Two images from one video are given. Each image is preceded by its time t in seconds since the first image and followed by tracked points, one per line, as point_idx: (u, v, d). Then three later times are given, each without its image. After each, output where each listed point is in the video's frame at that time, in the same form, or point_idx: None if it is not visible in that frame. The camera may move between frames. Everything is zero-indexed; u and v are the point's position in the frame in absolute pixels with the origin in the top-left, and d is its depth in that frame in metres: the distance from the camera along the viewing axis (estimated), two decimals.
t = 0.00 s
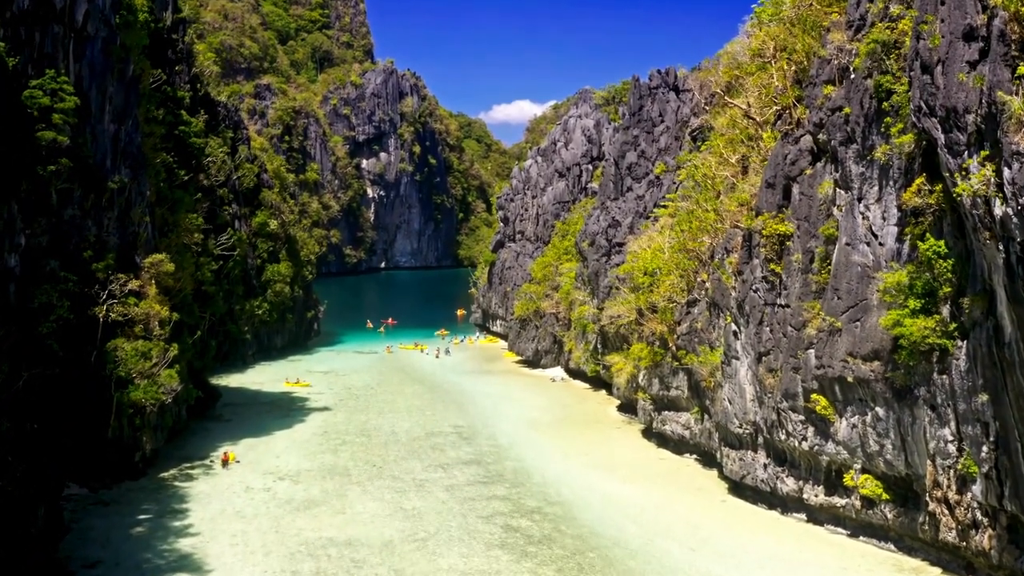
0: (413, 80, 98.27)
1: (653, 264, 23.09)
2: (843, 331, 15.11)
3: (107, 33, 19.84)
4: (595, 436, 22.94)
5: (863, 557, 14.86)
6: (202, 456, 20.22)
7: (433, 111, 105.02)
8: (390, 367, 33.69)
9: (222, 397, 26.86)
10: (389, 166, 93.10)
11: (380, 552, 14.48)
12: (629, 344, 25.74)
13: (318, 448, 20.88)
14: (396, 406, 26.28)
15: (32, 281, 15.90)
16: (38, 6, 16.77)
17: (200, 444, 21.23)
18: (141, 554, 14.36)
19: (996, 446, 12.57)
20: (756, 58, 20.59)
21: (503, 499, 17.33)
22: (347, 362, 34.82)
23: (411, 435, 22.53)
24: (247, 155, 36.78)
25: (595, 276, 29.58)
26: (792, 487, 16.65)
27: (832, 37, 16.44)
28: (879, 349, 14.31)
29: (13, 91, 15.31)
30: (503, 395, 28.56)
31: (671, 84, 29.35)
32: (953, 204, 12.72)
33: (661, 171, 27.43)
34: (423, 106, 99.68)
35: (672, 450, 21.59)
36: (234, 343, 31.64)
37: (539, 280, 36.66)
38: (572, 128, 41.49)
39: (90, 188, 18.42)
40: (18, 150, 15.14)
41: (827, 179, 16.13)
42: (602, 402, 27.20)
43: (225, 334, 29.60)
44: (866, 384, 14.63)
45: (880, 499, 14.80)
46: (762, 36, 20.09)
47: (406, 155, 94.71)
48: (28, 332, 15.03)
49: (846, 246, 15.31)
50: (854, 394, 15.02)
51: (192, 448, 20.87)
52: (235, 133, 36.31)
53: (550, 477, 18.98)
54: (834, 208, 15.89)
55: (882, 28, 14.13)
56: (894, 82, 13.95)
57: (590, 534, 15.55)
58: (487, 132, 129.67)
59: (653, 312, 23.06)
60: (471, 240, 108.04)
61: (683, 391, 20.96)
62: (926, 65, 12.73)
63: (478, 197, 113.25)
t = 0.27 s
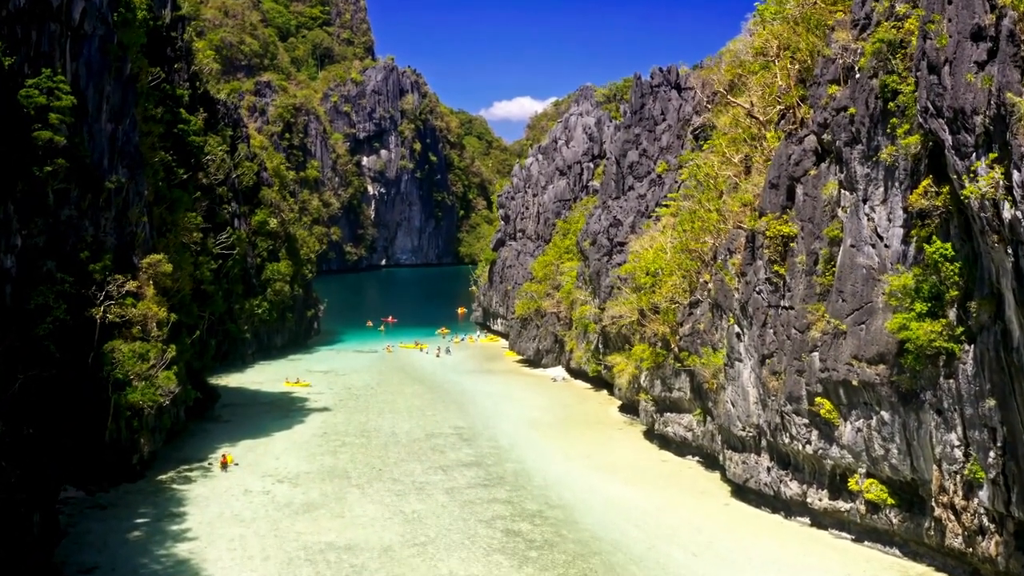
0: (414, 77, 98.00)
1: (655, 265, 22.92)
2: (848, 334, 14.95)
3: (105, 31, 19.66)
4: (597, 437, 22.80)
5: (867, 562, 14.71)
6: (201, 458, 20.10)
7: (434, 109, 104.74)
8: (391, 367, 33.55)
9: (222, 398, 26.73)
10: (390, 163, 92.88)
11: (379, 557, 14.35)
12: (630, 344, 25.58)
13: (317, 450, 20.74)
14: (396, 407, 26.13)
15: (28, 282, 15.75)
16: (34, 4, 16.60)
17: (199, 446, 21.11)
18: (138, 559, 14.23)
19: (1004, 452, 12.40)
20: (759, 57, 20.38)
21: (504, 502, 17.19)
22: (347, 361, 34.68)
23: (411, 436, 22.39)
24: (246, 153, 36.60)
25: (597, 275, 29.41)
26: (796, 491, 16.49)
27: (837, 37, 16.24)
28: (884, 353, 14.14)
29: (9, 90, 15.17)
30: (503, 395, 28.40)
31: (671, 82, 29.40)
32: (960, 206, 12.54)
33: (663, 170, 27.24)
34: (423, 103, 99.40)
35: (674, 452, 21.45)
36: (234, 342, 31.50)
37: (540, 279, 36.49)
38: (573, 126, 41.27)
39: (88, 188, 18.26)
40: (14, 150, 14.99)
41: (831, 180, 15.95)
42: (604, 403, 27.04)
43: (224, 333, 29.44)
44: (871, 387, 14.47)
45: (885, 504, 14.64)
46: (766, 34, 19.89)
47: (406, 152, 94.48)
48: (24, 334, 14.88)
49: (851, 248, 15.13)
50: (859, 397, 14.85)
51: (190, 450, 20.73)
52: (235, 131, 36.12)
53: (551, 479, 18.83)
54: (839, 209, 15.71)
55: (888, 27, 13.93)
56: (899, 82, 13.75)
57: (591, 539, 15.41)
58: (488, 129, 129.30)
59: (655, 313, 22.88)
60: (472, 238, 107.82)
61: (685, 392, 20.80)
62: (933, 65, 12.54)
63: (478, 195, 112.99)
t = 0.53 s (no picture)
0: (415, 73, 97.69)
1: (657, 265, 22.73)
2: (853, 337, 14.76)
3: (102, 30, 19.44)
4: (598, 438, 22.64)
5: (872, 568, 14.56)
6: (200, 460, 19.97)
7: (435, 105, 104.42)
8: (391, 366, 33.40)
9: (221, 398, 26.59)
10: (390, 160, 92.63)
11: (379, 563, 14.20)
12: (632, 345, 25.42)
13: (316, 452, 20.59)
14: (396, 407, 25.97)
15: (24, 284, 15.58)
16: (31, 3, 16.40)
17: (197, 448, 20.99)
18: (135, 565, 14.10)
19: (1011, 458, 12.23)
20: (764, 56, 20.15)
21: (505, 506, 17.04)
22: (348, 361, 34.54)
23: (411, 437, 22.24)
24: (246, 151, 36.39)
25: (598, 275, 29.22)
26: (800, 495, 16.34)
27: (842, 36, 16.01)
28: (890, 357, 13.96)
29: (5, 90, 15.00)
30: (504, 395, 28.25)
31: (673, 80, 29.19)
32: (968, 209, 12.36)
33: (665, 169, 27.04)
34: (424, 99, 99.09)
35: (677, 454, 21.30)
36: (234, 342, 31.36)
37: (541, 278, 36.32)
38: (574, 124, 41.01)
39: (85, 188, 18.09)
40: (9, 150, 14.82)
41: (836, 181, 15.75)
42: (605, 403, 26.88)
43: (224, 332, 29.28)
44: (877, 392, 14.29)
45: (890, 509, 14.48)
46: (770, 33, 19.65)
47: (407, 149, 94.21)
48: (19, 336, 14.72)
49: (856, 250, 14.94)
50: (864, 401, 14.68)
51: (188, 452, 20.61)
52: (234, 129, 35.91)
53: (552, 482, 18.69)
54: (844, 210, 15.52)
55: (894, 27, 13.71)
56: (906, 82, 13.54)
57: (593, 544, 15.26)
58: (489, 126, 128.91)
59: (657, 314, 22.70)
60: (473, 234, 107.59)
61: (688, 394, 20.63)
62: (940, 66, 12.34)
63: (479, 192, 112.72)
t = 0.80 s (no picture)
0: (415, 71, 97.45)
1: (658, 266, 22.58)
2: (857, 341, 14.62)
3: (99, 29, 19.29)
4: (599, 440, 22.52)
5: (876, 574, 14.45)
6: (198, 462, 19.88)
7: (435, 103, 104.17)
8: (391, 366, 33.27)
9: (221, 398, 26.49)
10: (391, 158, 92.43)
11: (378, 568, 14.08)
12: (634, 345, 25.29)
13: (316, 454, 20.47)
14: (396, 408, 25.84)
15: (22, 286, 15.42)
16: (28, 2, 16.24)
17: (196, 450, 20.88)
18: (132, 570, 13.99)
19: (1018, 465, 12.08)
20: (767, 56, 19.97)
21: (506, 510, 16.92)
22: (348, 360, 34.42)
23: (411, 439, 22.11)
24: (245, 150, 36.22)
25: (600, 275, 29.08)
26: (803, 499, 16.21)
27: (846, 36, 15.83)
28: (894, 361, 13.82)
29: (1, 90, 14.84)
30: (505, 396, 28.12)
31: (675, 79, 28.91)
32: (974, 212, 12.20)
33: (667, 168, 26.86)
34: (425, 97, 98.86)
35: (678, 456, 21.19)
36: (234, 341, 31.25)
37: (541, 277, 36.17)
38: (575, 122, 40.80)
39: (82, 189, 17.94)
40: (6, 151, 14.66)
41: (841, 183, 15.59)
42: (606, 404, 26.76)
43: (224, 332, 29.15)
44: (881, 396, 14.15)
45: (894, 514, 14.34)
46: (773, 32, 19.46)
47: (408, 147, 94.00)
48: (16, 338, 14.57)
49: (860, 253, 14.79)
50: (868, 406, 14.54)
51: (187, 454, 20.49)
52: (234, 127, 35.74)
53: (553, 485, 18.57)
54: (848, 212, 15.36)
55: (899, 28, 13.54)
56: (911, 84, 13.36)
57: (594, 549, 15.15)
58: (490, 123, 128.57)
59: (659, 315, 22.55)
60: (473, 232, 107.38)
61: (690, 396, 20.50)
62: (947, 68, 12.17)
63: (480, 189, 112.48)
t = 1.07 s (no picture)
0: (415, 68, 97.15)
1: (660, 268, 22.42)
2: (862, 346, 14.46)
3: (96, 29, 19.10)
4: (600, 442, 22.38)
5: None
6: (196, 465, 19.75)
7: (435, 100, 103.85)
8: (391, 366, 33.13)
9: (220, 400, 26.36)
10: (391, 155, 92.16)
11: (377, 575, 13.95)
12: (635, 347, 25.15)
13: (315, 457, 20.34)
14: (396, 410, 25.70)
15: (17, 289, 15.24)
16: (23, 2, 16.07)
17: (194, 453, 20.75)
18: None
19: None
20: (769, 55, 19.77)
21: (506, 514, 16.79)
22: (347, 360, 34.28)
23: (411, 441, 21.98)
24: (244, 148, 36.02)
25: (601, 275, 28.91)
26: (806, 504, 16.08)
27: (850, 37, 15.63)
28: (899, 366, 13.67)
29: None
30: (505, 396, 27.98)
31: (676, 77, 28.88)
32: (981, 217, 12.03)
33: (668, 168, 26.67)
34: (425, 93, 98.56)
35: (680, 459, 21.07)
36: (233, 341, 31.11)
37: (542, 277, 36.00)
38: (575, 120, 40.58)
39: (79, 190, 17.77)
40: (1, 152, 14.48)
41: (845, 186, 15.41)
42: (607, 405, 26.61)
43: (223, 332, 29.02)
44: (886, 402, 14.01)
45: (899, 521, 14.20)
46: (776, 32, 19.26)
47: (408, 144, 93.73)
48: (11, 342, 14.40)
49: (865, 256, 14.62)
50: (872, 411, 14.40)
51: (184, 457, 20.36)
52: (233, 126, 35.54)
53: (554, 489, 18.43)
54: (853, 216, 15.19)
55: (904, 29, 13.35)
56: (917, 86, 13.18)
57: (596, 555, 15.02)
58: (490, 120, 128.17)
59: (660, 316, 22.39)
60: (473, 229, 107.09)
61: (692, 399, 20.37)
62: (953, 70, 11.99)
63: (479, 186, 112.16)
